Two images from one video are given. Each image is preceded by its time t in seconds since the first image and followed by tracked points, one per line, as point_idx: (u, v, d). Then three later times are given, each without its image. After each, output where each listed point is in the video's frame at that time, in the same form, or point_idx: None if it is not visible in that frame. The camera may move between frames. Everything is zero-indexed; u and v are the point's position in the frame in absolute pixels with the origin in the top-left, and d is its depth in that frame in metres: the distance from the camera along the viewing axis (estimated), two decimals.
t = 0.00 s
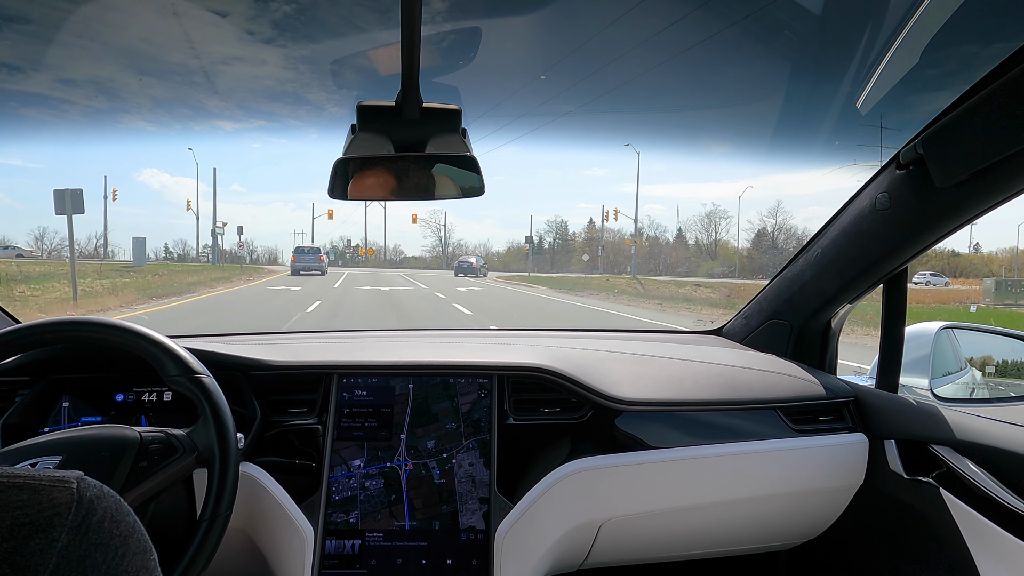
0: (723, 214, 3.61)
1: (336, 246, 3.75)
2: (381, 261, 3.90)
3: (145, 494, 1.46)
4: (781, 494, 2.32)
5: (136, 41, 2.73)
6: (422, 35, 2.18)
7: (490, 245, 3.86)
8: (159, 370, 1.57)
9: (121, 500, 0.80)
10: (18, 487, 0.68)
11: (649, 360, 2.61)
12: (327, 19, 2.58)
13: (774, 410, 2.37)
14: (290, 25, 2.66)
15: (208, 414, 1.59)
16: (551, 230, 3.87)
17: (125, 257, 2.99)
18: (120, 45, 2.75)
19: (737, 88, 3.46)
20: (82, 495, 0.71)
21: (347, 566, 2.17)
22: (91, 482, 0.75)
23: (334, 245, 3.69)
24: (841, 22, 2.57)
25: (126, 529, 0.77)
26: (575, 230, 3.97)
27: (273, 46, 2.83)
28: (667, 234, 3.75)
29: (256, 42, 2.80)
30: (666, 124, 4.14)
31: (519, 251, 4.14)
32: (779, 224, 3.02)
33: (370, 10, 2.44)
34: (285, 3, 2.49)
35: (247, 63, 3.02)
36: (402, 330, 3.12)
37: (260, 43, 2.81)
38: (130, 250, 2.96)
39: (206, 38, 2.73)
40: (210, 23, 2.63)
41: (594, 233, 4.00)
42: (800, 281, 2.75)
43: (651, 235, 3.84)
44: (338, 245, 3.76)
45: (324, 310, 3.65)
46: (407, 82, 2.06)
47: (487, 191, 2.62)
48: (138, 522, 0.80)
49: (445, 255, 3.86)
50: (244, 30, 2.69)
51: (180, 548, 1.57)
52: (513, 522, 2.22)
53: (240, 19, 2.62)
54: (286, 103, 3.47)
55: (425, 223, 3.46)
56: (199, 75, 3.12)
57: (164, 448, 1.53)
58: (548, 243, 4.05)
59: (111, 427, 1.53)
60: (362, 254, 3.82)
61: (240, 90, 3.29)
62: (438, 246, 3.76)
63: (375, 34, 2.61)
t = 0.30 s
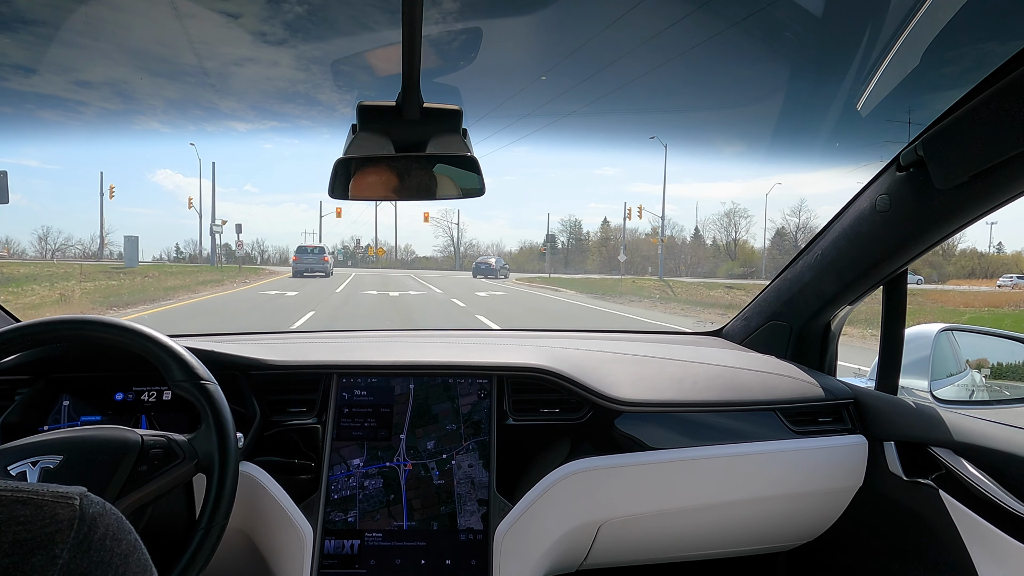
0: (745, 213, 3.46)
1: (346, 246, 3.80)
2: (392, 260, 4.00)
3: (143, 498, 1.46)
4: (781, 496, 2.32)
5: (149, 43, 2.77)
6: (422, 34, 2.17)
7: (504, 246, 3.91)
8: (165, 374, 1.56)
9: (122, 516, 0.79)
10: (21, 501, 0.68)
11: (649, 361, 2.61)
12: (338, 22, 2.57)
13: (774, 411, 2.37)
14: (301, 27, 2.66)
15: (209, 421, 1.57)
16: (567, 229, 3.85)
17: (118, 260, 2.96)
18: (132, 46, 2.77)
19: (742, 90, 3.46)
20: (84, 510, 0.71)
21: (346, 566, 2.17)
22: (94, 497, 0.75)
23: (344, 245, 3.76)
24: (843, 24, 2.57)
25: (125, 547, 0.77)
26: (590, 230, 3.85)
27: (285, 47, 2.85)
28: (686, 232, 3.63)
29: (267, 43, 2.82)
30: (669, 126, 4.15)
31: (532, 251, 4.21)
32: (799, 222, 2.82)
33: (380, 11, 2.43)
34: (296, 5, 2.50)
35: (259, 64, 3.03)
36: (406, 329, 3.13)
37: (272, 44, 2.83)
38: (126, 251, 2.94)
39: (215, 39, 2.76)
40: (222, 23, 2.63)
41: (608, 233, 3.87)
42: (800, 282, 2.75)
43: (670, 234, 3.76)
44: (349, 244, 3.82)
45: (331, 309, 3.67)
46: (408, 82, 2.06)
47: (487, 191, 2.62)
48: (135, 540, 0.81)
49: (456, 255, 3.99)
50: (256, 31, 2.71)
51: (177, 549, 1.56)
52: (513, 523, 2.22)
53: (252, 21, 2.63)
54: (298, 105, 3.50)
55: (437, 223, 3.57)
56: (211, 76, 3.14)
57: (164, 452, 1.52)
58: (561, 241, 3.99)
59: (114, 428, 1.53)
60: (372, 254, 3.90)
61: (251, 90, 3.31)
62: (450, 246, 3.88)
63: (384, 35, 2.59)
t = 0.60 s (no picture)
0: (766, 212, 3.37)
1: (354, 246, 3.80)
2: (402, 261, 3.95)
3: (140, 505, 1.48)
4: (782, 498, 2.31)
5: (162, 43, 2.80)
6: (426, 33, 2.17)
7: (514, 245, 3.97)
8: (172, 376, 1.56)
9: (113, 529, 0.75)
10: (9, 511, 0.64)
11: (651, 362, 2.61)
12: (348, 23, 2.58)
13: (777, 413, 2.36)
14: (312, 28, 2.67)
15: (213, 424, 1.57)
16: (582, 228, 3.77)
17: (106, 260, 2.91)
18: (144, 47, 2.81)
19: (747, 91, 3.46)
20: (73, 522, 0.67)
21: (347, 566, 2.17)
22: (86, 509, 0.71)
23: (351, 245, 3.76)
24: (849, 26, 2.57)
25: (114, 561, 0.73)
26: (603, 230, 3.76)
27: (296, 49, 2.86)
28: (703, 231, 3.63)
29: (278, 44, 2.83)
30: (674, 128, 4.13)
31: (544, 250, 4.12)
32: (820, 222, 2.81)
33: (391, 11, 2.44)
34: (307, 6, 2.51)
35: (271, 66, 3.04)
36: (409, 330, 3.13)
37: (282, 45, 2.83)
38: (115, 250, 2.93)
39: (226, 40, 2.77)
40: (233, 23, 2.64)
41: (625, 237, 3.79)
42: (803, 284, 2.75)
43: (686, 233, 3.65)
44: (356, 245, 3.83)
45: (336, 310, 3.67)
46: (411, 82, 2.06)
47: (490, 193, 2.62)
48: (127, 555, 0.76)
49: (468, 255, 3.94)
50: (267, 32, 2.73)
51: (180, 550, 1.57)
52: (514, 523, 2.22)
53: (263, 22, 2.65)
54: (308, 107, 3.49)
55: (448, 223, 3.56)
56: (223, 78, 3.16)
57: (168, 458, 1.52)
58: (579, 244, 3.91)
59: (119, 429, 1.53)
60: (381, 255, 3.89)
61: (262, 91, 3.32)
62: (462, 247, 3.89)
63: (392, 36, 2.59)
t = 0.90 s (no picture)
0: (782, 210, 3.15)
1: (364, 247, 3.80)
2: (411, 261, 3.95)
3: (146, 507, 1.47)
4: (787, 499, 2.31)
5: (174, 44, 2.81)
6: (432, 34, 2.17)
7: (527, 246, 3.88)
8: (179, 377, 1.57)
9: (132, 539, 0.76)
10: (29, 522, 0.65)
11: (655, 363, 2.61)
12: (358, 25, 2.58)
13: (782, 415, 2.36)
14: (323, 28, 2.68)
15: (219, 427, 1.57)
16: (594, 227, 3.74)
17: (95, 260, 2.81)
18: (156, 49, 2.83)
19: (753, 91, 3.45)
20: (92, 534, 0.68)
21: (352, 566, 2.17)
22: (102, 519, 0.72)
23: (359, 246, 3.77)
24: (856, 27, 2.56)
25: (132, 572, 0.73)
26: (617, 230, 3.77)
27: (307, 49, 2.87)
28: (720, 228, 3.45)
29: (288, 45, 2.84)
30: (680, 129, 4.12)
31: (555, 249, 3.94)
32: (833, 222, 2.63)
33: (401, 12, 2.44)
34: (318, 7, 2.52)
35: (282, 66, 3.04)
36: (415, 330, 3.13)
37: (292, 46, 2.84)
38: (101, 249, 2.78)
39: (237, 42, 2.79)
40: (244, 25, 2.65)
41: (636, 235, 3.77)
42: (808, 285, 2.74)
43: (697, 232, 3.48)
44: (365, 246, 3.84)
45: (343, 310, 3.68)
46: (417, 83, 2.06)
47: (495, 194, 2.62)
48: (144, 565, 0.76)
49: (478, 255, 3.98)
50: (278, 33, 2.73)
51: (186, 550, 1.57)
52: (518, 524, 2.21)
53: (275, 23, 2.66)
54: (317, 108, 3.49)
55: (460, 221, 3.50)
56: (234, 79, 3.18)
57: (173, 461, 1.53)
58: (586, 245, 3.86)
59: (126, 431, 1.54)
60: (391, 255, 3.92)
61: (273, 92, 3.32)
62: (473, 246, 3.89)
63: (401, 36, 2.60)
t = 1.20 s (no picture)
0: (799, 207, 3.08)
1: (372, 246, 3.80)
2: (421, 261, 3.97)
3: (152, 505, 1.49)
4: (792, 498, 2.30)
5: (187, 46, 2.83)
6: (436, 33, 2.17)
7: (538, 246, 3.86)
8: (185, 375, 1.57)
9: (126, 534, 0.77)
10: (25, 517, 0.65)
11: (660, 361, 2.61)
12: (367, 25, 2.58)
13: (787, 413, 2.35)
14: (333, 29, 2.68)
15: (225, 426, 1.58)
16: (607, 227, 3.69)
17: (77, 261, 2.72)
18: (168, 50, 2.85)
19: (760, 89, 3.43)
20: (89, 529, 0.69)
21: (357, 564, 2.18)
22: (98, 515, 0.73)
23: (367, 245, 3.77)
24: (865, 24, 2.55)
25: (127, 566, 0.74)
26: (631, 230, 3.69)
27: (317, 50, 2.87)
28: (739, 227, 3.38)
29: (299, 47, 2.84)
30: (686, 127, 4.10)
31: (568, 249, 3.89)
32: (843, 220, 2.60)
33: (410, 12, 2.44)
34: (328, 7, 2.52)
35: (291, 67, 3.05)
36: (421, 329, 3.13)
37: (302, 47, 2.84)
38: (84, 248, 2.73)
39: (248, 43, 2.80)
40: (253, 26, 2.66)
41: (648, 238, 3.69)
42: (815, 283, 2.73)
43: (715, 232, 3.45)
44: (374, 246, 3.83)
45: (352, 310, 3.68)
46: (421, 81, 2.06)
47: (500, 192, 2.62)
48: (138, 560, 0.77)
49: (488, 254, 3.99)
50: (288, 34, 2.74)
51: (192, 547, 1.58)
52: (523, 523, 2.22)
53: (285, 24, 2.67)
54: (328, 108, 3.49)
55: (469, 221, 3.60)
56: (244, 80, 3.19)
57: (180, 459, 1.54)
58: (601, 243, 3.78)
59: (132, 429, 1.55)
60: (400, 255, 3.93)
61: (284, 93, 3.33)
62: (482, 245, 3.89)
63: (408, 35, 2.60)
